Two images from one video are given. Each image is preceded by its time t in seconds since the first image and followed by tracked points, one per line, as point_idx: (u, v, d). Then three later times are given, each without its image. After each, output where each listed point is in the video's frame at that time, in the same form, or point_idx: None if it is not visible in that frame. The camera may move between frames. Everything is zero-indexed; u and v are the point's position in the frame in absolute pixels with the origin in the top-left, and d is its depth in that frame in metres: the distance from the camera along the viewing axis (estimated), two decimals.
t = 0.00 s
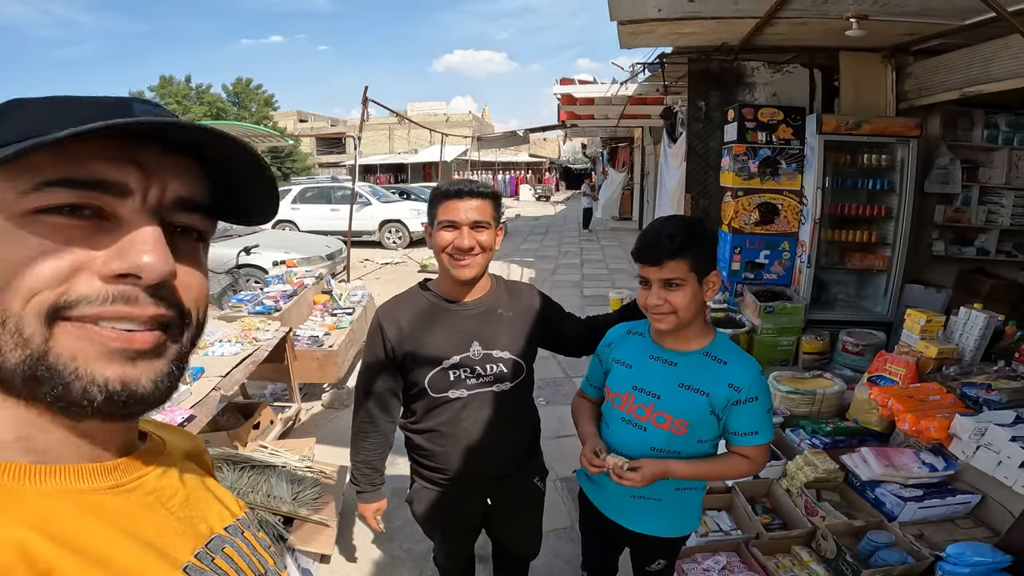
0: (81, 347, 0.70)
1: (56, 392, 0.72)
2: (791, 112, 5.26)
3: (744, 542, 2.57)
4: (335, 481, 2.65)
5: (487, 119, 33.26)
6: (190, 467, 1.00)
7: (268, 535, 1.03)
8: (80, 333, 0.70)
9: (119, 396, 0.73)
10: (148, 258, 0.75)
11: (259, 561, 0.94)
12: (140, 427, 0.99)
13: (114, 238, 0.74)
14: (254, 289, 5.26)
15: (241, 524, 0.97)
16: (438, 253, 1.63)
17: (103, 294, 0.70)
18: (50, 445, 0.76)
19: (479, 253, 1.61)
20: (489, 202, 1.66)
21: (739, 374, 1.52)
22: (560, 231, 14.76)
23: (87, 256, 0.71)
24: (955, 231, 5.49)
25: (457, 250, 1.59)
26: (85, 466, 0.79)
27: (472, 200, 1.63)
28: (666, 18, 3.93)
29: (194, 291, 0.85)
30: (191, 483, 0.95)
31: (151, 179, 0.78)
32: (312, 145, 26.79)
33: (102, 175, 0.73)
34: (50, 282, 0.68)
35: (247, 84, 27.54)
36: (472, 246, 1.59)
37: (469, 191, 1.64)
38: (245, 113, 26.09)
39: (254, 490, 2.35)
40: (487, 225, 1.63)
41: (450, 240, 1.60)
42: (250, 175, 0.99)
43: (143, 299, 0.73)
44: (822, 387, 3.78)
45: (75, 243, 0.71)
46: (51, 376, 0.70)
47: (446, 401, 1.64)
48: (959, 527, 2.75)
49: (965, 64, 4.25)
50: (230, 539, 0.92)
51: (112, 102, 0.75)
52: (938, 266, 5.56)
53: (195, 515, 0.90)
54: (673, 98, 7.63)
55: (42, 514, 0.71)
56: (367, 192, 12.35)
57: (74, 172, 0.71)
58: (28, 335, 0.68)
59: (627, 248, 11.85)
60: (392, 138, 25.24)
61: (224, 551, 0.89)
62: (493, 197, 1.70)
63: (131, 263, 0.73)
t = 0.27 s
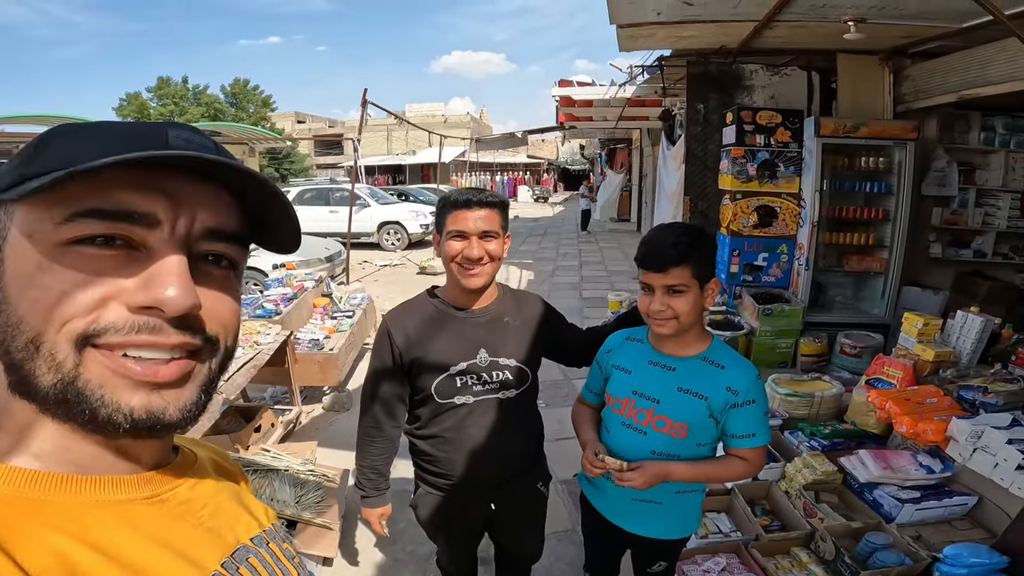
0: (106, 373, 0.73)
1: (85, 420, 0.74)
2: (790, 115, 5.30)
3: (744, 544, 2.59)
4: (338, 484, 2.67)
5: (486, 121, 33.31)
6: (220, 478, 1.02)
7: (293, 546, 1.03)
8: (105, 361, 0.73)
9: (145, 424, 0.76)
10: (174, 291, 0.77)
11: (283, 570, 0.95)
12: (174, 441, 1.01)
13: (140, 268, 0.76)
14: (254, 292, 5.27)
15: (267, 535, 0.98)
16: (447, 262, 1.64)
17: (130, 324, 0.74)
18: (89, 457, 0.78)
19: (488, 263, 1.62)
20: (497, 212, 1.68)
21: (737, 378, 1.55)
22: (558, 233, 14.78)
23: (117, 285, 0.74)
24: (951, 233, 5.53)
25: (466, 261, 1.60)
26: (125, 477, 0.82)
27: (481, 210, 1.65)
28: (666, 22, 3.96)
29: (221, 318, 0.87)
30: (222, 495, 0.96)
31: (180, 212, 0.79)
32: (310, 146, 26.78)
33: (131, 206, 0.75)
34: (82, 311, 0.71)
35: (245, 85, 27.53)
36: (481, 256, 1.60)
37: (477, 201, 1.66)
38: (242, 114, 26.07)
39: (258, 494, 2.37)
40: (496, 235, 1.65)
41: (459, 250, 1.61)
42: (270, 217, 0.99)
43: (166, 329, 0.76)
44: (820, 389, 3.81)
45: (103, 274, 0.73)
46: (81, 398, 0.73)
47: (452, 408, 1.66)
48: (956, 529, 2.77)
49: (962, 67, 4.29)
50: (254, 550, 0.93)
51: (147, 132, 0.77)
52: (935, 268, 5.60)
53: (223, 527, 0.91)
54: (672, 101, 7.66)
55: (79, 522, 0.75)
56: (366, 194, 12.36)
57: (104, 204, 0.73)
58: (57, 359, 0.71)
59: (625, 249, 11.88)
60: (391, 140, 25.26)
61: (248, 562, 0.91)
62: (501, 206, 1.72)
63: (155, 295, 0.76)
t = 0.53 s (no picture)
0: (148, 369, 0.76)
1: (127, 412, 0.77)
2: (787, 116, 5.32)
3: (743, 542, 2.61)
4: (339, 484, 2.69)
5: (484, 122, 33.35)
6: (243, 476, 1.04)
7: (310, 543, 1.04)
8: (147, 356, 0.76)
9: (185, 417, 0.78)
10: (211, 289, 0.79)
11: (301, 564, 0.96)
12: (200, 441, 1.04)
13: (180, 268, 0.79)
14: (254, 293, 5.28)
15: (286, 531, 0.99)
16: (453, 263, 1.66)
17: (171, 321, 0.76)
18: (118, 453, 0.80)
19: (494, 263, 1.64)
20: (502, 213, 1.70)
21: (732, 373, 1.57)
22: (557, 234, 14.80)
23: (157, 284, 0.77)
24: (948, 234, 5.56)
25: (473, 262, 1.61)
26: (155, 472, 0.84)
27: (486, 211, 1.67)
28: (665, 23, 3.98)
29: (253, 318, 0.89)
30: (244, 493, 0.98)
31: (216, 213, 0.81)
32: (308, 147, 26.76)
33: (172, 209, 0.77)
34: (125, 308, 0.74)
35: (244, 85, 27.52)
36: (488, 257, 1.62)
37: (482, 203, 1.67)
38: (241, 115, 26.06)
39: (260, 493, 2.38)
40: (501, 236, 1.67)
41: (465, 251, 1.63)
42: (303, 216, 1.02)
43: (204, 328, 0.78)
44: (818, 389, 3.84)
45: (143, 273, 0.76)
46: (123, 394, 0.76)
47: (459, 407, 1.67)
48: (954, 527, 2.80)
49: (958, 68, 4.32)
50: (275, 545, 0.94)
51: (185, 139, 0.79)
52: (932, 269, 5.63)
53: (246, 522, 0.93)
54: (670, 102, 7.68)
55: (112, 516, 0.77)
56: (365, 195, 12.38)
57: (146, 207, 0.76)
58: (101, 356, 0.74)
59: (623, 250, 11.91)
60: (389, 141, 25.27)
61: (270, 556, 0.91)
62: (506, 207, 1.74)
63: (194, 292, 0.78)
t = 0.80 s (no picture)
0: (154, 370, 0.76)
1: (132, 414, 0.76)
2: (784, 117, 5.33)
3: (741, 543, 2.61)
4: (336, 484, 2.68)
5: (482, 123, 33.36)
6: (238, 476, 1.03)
7: (306, 544, 1.03)
8: (153, 356, 0.75)
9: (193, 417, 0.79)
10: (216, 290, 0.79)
11: (296, 565, 0.95)
12: (195, 441, 1.03)
13: (185, 269, 0.79)
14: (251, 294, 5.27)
15: (282, 531, 0.98)
16: (452, 263, 1.65)
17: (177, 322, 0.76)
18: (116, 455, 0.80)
19: (493, 264, 1.63)
20: (500, 213, 1.69)
21: (725, 373, 1.58)
22: (555, 235, 14.81)
23: (161, 284, 0.76)
24: (945, 234, 5.57)
25: (471, 262, 1.61)
26: (148, 473, 0.84)
27: (484, 212, 1.66)
28: (662, 24, 3.98)
29: (254, 318, 0.90)
30: (239, 492, 0.97)
31: (220, 213, 0.82)
32: (306, 148, 26.73)
33: (177, 208, 0.77)
34: (130, 308, 0.73)
35: (241, 86, 27.49)
36: (486, 257, 1.61)
37: (481, 203, 1.67)
38: (238, 116, 26.03)
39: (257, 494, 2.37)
40: (500, 236, 1.66)
41: (463, 251, 1.63)
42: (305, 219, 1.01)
43: (210, 328, 0.79)
44: (814, 389, 3.84)
45: (147, 272, 0.75)
46: (127, 394, 0.76)
47: (458, 407, 1.66)
48: (950, 527, 2.80)
49: (954, 69, 4.33)
50: (270, 546, 0.93)
51: (186, 138, 0.80)
52: (929, 269, 5.64)
53: (241, 522, 0.92)
54: (667, 103, 7.70)
55: (104, 518, 0.76)
56: (362, 196, 12.37)
57: (151, 206, 0.76)
58: (106, 357, 0.74)
59: (621, 251, 11.92)
60: (387, 142, 25.26)
61: (265, 557, 0.90)
62: (504, 207, 1.73)
63: (201, 292, 0.78)
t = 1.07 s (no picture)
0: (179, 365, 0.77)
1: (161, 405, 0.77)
2: (783, 117, 5.32)
3: (738, 543, 2.60)
4: (333, 484, 2.67)
5: (482, 124, 33.37)
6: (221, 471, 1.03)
7: (293, 539, 1.02)
8: (184, 351, 0.76)
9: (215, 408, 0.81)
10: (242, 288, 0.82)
11: (283, 562, 0.95)
12: (177, 434, 1.02)
13: (209, 266, 0.79)
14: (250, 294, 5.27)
15: (267, 527, 0.98)
16: (449, 262, 1.65)
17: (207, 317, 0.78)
18: (96, 446, 0.80)
19: (489, 262, 1.63)
20: (497, 211, 1.68)
21: (723, 369, 1.58)
22: (555, 236, 14.80)
23: (187, 282, 0.76)
24: (943, 235, 5.57)
25: (468, 261, 1.61)
26: (128, 467, 0.84)
27: (481, 210, 1.65)
28: (660, 25, 3.98)
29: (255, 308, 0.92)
30: (222, 487, 0.97)
31: (241, 214, 0.82)
32: (306, 150, 26.75)
33: (206, 208, 0.77)
34: (162, 304, 0.73)
35: (242, 88, 27.50)
36: (483, 256, 1.61)
37: (477, 201, 1.65)
38: (239, 118, 26.05)
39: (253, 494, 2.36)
40: (497, 235, 1.66)
41: (460, 250, 1.62)
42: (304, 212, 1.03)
43: (235, 326, 0.81)
44: (813, 389, 3.83)
45: (175, 268, 0.75)
46: (154, 387, 0.76)
47: (454, 405, 1.66)
48: (949, 527, 2.79)
49: (952, 70, 4.33)
50: (254, 542, 0.92)
51: (205, 136, 0.80)
52: (928, 270, 5.63)
53: (224, 518, 0.92)
54: (666, 104, 7.70)
55: (84, 516, 0.75)
56: (362, 198, 12.38)
57: (179, 202, 0.75)
58: (137, 350, 0.73)
59: (621, 253, 11.92)
60: (387, 143, 25.29)
61: (248, 554, 0.90)
62: (501, 205, 1.72)
63: (230, 290, 0.80)
